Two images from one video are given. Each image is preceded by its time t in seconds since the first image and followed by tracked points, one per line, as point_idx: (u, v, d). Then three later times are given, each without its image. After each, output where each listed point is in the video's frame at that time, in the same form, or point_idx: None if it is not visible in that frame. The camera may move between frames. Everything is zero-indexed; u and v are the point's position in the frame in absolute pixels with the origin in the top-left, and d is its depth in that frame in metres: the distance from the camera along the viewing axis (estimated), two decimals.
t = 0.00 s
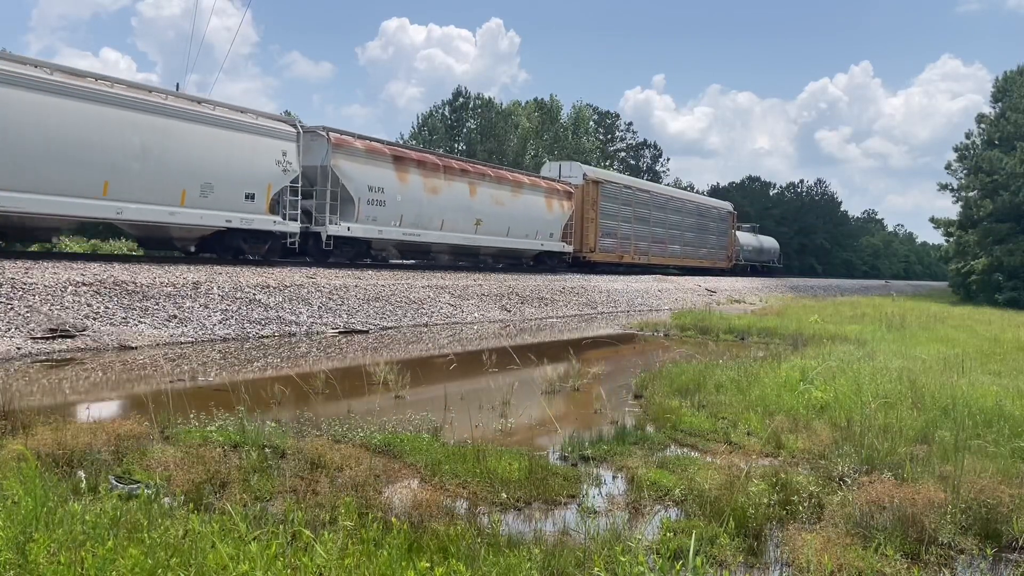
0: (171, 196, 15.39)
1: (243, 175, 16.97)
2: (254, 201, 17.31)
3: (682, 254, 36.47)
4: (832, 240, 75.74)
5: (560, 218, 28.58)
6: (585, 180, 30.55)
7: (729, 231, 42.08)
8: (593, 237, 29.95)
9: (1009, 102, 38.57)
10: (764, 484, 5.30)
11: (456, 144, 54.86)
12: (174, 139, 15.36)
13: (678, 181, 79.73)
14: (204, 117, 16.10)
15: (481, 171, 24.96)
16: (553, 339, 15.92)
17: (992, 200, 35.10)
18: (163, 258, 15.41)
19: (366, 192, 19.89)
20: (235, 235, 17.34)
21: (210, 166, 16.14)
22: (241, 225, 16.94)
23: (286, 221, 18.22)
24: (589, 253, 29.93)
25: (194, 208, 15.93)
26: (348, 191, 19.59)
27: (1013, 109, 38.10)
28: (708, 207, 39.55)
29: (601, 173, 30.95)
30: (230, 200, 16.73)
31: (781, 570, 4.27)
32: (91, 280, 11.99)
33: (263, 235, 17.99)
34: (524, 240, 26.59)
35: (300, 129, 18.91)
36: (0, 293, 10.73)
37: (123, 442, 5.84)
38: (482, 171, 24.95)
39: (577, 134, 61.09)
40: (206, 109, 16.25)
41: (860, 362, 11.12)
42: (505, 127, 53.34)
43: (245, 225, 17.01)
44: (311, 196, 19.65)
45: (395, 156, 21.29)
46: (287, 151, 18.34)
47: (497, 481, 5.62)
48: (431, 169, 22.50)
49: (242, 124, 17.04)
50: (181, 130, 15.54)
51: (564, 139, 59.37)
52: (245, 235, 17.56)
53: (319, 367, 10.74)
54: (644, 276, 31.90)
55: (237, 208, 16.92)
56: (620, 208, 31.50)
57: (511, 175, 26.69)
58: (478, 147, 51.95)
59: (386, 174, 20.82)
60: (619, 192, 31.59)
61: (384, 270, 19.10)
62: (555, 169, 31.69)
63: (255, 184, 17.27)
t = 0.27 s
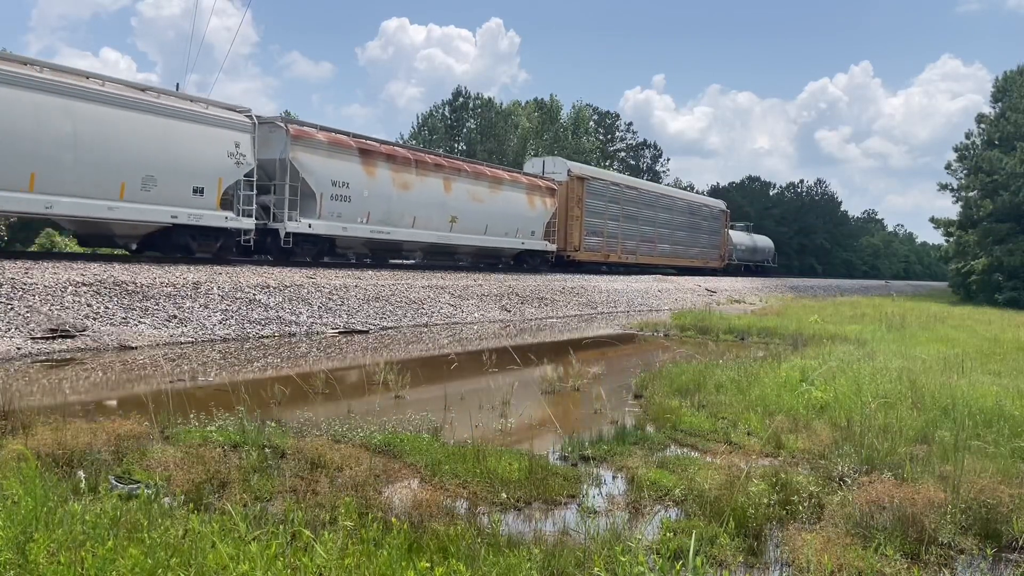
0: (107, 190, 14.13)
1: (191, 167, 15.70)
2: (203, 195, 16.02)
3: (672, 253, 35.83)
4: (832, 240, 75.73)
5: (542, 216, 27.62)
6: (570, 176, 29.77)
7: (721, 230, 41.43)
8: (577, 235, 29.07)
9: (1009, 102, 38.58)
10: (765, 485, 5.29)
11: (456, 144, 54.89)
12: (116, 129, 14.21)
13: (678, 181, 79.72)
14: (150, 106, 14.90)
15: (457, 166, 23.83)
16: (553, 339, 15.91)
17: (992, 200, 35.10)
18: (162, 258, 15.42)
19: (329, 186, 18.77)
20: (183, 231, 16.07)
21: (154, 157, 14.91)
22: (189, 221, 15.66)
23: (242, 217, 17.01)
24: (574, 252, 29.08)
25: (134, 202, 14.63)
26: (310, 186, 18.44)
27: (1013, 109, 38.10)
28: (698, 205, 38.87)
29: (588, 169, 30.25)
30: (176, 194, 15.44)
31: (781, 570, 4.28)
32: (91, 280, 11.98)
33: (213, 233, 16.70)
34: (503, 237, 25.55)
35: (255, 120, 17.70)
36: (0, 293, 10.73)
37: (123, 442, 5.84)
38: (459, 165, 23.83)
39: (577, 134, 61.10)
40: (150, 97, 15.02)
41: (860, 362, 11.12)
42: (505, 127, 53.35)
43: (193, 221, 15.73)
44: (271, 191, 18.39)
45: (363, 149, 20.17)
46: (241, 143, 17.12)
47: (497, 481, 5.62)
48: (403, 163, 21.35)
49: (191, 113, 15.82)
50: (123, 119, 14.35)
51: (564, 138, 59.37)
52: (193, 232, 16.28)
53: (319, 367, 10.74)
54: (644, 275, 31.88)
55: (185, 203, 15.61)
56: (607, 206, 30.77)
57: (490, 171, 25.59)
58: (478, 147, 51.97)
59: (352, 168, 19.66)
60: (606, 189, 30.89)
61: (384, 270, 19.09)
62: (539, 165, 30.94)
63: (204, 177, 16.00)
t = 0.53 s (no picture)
0: (30, 182, 13.18)
1: (127, 158, 14.75)
2: (145, 189, 15.13)
3: (660, 252, 35.24)
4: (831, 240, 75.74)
5: (521, 213, 26.95)
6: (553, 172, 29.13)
7: (711, 229, 40.85)
8: (560, 236, 28.46)
9: (1009, 103, 38.60)
10: (765, 485, 5.29)
11: (456, 144, 54.92)
12: (40, 116, 13.19)
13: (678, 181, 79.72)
14: (79, 92, 13.83)
15: (430, 160, 23.03)
16: (553, 340, 15.92)
17: (992, 200, 35.13)
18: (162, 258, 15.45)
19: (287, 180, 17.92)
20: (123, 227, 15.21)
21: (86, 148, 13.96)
22: (128, 216, 14.78)
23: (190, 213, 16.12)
24: (556, 252, 28.45)
25: (65, 196, 13.76)
26: (266, 180, 17.56)
27: (1013, 109, 38.13)
28: (687, 203, 38.23)
29: (570, 166, 29.63)
30: (114, 188, 14.55)
31: (781, 570, 4.28)
32: (91, 280, 11.98)
33: (159, 228, 15.85)
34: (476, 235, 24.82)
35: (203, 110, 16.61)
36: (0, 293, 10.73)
37: (123, 442, 5.84)
38: (431, 160, 23.00)
39: (577, 134, 61.12)
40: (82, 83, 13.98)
41: (860, 362, 11.12)
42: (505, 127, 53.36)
43: (133, 217, 14.85)
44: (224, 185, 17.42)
45: (326, 142, 19.33)
46: (188, 134, 16.13)
47: (497, 481, 5.62)
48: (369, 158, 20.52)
49: (132, 102, 14.86)
50: (46, 106, 13.28)
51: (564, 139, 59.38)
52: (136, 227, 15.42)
53: (319, 367, 10.74)
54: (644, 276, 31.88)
55: (122, 196, 14.69)
56: (590, 203, 30.17)
57: (464, 166, 24.78)
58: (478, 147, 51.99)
59: (315, 162, 18.88)
60: (590, 186, 30.30)
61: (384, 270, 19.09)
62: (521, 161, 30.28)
63: (144, 170, 15.08)
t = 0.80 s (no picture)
0: None
1: (58, 148, 13.57)
2: (78, 182, 13.95)
3: (650, 251, 34.29)
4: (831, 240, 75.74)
5: (501, 210, 25.69)
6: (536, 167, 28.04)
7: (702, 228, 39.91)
8: (544, 235, 27.42)
9: (1009, 103, 38.61)
10: (765, 485, 5.29)
11: (456, 144, 54.95)
12: None
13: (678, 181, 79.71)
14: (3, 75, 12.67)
15: (401, 154, 21.69)
16: (553, 340, 15.91)
17: (992, 200, 35.14)
18: (163, 258, 15.48)
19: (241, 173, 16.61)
20: (54, 222, 13.98)
21: (10, 136, 12.79)
22: (59, 211, 13.60)
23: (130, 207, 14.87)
24: (539, 250, 27.36)
25: None
26: (218, 174, 16.29)
27: (1013, 109, 38.13)
28: (677, 200, 37.20)
29: (555, 161, 28.53)
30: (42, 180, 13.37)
31: (781, 570, 4.28)
32: (91, 280, 11.98)
33: (95, 224, 14.58)
34: (455, 232, 23.62)
35: (145, 98, 15.43)
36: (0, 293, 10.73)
37: (123, 442, 5.83)
38: (403, 153, 21.73)
39: (577, 134, 61.13)
40: (6, 66, 12.78)
41: (860, 362, 11.13)
42: (505, 127, 53.39)
43: (65, 212, 13.66)
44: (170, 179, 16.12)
45: (286, 133, 18.01)
46: (127, 123, 14.91)
47: (497, 481, 5.62)
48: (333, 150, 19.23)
49: (63, 87, 13.67)
50: None
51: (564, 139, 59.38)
52: (69, 223, 14.20)
53: (319, 367, 10.74)
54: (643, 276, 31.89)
55: (53, 190, 13.53)
56: (576, 199, 29.15)
57: (439, 160, 23.44)
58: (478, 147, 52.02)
59: (272, 154, 17.54)
60: (576, 182, 29.28)
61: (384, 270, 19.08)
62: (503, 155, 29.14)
63: (78, 160, 13.91)
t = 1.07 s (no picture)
0: None
1: None
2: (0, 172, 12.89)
3: (637, 250, 33.36)
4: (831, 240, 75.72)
5: (477, 206, 24.66)
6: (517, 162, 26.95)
7: (690, 226, 39.00)
8: (525, 232, 26.25)
9: (1009, 102, 38.58)
10: (765, 485, 5.29)
11: (456, 144, 54.89)
12: None
13: (678, 181, 79.65)
14: None
15: (368, 147, 20.62)
16: (554, 340, 15.91)
17: (992, 200, 35.13)
18: (163, 258, 15.51)
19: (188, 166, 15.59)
20: None
21: None
22: None
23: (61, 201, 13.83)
24: (521, 249, 26.21)
25: None
26: (162, 167, 15.23)
27: (1013, 109, 38.11)
28: (663, 197, 36.25)
29: (536, 156, 27.48)
30: None
31: (781, 570, 4.28)
32: (91, 280, 11.98)
33: (20, 220, 13.50)
34: (428, 229, 22.63)
35: (79, 83, 14.33)
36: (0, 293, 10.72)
37: (123, 442, 5.83)
38: (371, 146, 20.68)
39: (577, 134, 61.10)
40: None
41: (860, 362, 11.12)
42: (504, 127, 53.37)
43: None
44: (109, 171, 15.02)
45: (239, 123, 16.97)
46: (57, 110, 13.81)
47: (497, 481, 5.63)
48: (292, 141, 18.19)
49: None
50: None
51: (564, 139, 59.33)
52: None
53: (319, 367, 10.74)
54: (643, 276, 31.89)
55: None
56: (558, 196, 28.17)
57: (410, 153, 22.34)
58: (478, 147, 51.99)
59: (223, 146, 16.51)
60: (559, 178, 28.31)
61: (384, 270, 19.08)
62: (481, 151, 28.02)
63: None
